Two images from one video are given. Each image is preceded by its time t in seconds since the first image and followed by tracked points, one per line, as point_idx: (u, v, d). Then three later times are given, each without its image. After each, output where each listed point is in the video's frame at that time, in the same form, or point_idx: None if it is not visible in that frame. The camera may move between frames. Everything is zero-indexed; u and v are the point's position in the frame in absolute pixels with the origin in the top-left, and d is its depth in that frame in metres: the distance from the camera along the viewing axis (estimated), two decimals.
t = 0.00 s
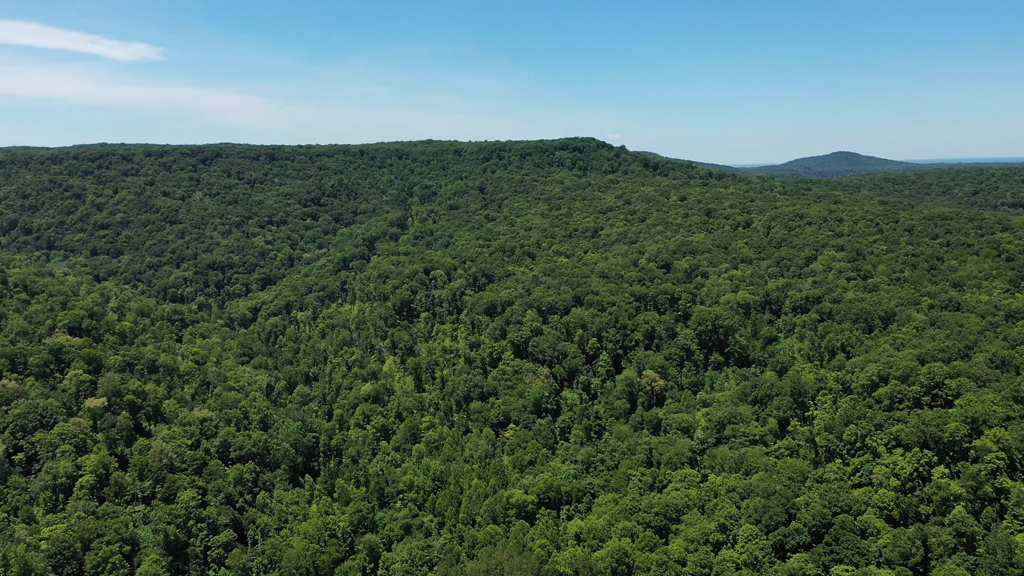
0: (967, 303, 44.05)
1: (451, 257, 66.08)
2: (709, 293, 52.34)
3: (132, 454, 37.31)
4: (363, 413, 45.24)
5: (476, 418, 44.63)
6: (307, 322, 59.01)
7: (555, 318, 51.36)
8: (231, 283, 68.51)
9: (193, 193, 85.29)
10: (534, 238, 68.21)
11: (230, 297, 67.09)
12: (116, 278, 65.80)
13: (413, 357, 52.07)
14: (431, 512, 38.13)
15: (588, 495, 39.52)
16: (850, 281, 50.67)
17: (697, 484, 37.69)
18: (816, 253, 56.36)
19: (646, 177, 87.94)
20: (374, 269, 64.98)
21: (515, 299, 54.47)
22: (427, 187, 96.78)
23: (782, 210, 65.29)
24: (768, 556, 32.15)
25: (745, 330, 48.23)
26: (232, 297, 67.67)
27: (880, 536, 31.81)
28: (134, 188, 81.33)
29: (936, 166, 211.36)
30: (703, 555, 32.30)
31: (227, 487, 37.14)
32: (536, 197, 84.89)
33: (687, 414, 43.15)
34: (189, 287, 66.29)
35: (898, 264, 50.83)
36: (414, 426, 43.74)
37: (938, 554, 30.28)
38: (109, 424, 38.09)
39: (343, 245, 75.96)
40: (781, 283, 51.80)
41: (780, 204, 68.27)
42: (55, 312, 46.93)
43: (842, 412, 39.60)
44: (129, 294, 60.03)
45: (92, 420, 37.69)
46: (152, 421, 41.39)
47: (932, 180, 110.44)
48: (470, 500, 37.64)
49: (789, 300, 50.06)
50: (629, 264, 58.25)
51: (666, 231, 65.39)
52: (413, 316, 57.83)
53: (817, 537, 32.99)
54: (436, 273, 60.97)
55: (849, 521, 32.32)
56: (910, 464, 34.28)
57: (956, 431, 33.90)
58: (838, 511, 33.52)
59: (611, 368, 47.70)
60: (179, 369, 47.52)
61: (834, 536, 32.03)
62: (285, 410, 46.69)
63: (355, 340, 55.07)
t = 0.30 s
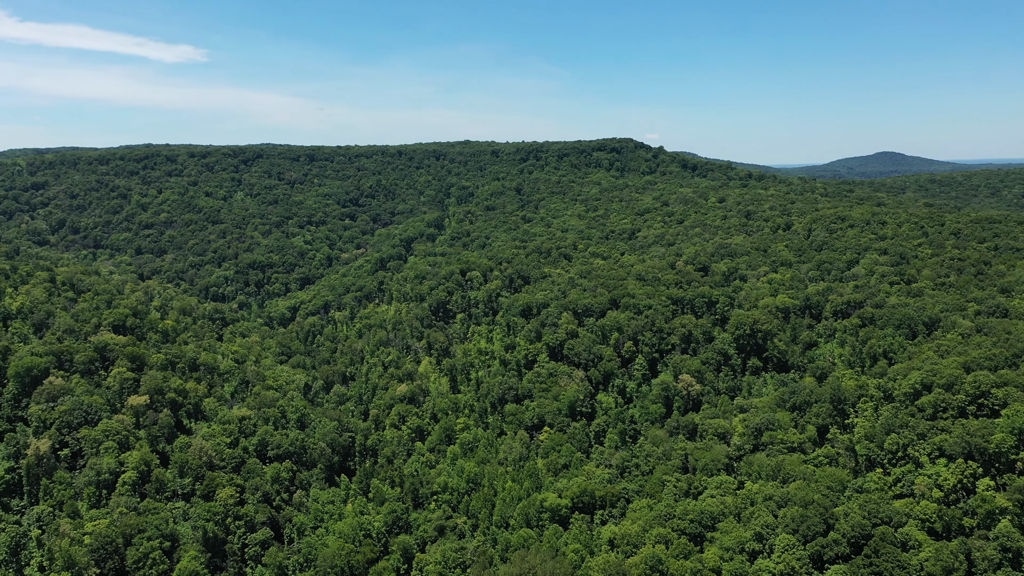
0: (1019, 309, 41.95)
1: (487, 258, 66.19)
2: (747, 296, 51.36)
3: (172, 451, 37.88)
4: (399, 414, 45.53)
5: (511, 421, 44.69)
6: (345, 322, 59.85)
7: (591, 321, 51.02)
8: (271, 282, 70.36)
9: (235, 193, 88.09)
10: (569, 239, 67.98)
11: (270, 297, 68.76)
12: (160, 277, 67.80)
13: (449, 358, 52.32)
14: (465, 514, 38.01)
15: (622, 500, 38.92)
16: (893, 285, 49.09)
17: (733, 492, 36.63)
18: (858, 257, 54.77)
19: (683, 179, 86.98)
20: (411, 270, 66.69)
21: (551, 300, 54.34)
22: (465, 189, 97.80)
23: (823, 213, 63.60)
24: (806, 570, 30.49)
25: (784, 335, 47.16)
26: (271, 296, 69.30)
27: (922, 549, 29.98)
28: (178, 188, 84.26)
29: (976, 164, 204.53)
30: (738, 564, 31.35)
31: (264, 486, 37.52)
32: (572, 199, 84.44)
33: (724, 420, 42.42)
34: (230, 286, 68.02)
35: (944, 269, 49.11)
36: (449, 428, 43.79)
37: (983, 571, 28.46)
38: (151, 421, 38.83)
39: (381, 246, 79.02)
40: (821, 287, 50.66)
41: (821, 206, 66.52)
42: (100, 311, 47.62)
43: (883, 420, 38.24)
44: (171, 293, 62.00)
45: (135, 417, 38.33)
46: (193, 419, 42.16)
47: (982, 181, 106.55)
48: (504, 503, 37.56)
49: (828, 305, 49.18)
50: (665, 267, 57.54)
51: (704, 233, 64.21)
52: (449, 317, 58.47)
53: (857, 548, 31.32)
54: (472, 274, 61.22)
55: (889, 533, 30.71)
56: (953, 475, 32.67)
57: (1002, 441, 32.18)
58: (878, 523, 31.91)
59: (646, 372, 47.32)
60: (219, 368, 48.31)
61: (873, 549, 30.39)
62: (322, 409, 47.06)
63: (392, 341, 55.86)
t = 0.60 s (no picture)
0: None
1: (523, 259, 66.20)
2: (786, 300, 50.30)
3: (211, 449, 38.53)
4: (434, 415, 45.74)
5: (545, 423, 44.61)
6: (381, 321, 61.46)
7: (627, 324, 50.88)
8: (309, 281, 72.54)
9: (275, 193, 91.95)
10: (605, 241, 67.70)
11: (309, 296, 71.00)
12: (201, 275, 71.48)
13: (484, 359, 52.71)
14: (498, 516, 37.88)
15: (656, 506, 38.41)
16: (938, 290, 47.49)
17: (769, 500, 35.72)
18: (901, 261, 53.13)
19: (722, 180, 85.75)
20: (447, 271, 67.20)
21: (587, 303, 54.23)
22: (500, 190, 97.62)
23: (865, 215, 61.91)
24: None
25: (824, 340, 46.07)
26: (310, 295, 71.51)
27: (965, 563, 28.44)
28: (220, 188, 89.20)
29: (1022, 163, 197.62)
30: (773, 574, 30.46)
31: (300, 484, 37.60)
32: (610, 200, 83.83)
33: (761, 426, 41.72)
34: (269, 285, 70.71)
35: (992, 274, 47.45)
36: (483, 429, 43.85)
37: None
38: (191, 418, 39.69)
39: (418, 245, 80.42)
40: (863, 291, 49.39)
41: (864, 209, 64.83)
42: (143, 309, 50.97)
43: (925, 430, 36.88)
44: (213, 291, 65.19)
45: (176, 415, 39.20)
46: (232, 417, 42.94)
47: None
48: (538, 506, 37.42)
49: (870, 310, 47.83)
50: (702, 269, 56.88)
51: (743, 235, 63.14)
52: (485, 317, 59.14)
53: (896, 561, 29.95)
54: (508, 275, 61.60)
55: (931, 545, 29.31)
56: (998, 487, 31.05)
57: None
58: (919, 535, 30.48)
59: (682, 376, 46.76)
60: (258, 366, 49.19)
61: (914, 562, 29.00)
62: (358, 409, 47.39)
63: (427, 341, 56.49)
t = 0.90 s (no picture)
0: None
1: (558, 260, 65.92)
2: (827, 304, 49.18)
3: (249, 446, 39.08)
4: (468, 416, 45.81)
5: (579, 426, 44.32)
6: (417, 321, 62.01)
7: (663, 327, 50.47)
8: (347, 281, 73.19)
9: (315, 193, 93.50)
10: (642, 242, 67.16)
11: (346, 295, 71.61)
12: (242, 274, 72.89)
13: (518, 361, 52.83)
14: (532, 519, 37.74)
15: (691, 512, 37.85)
16: (986, 296, 45.68)
17: (807, 509, 34.92)
18: (946, 264, 51.31)
19: (761, 181, 84.27)
20: (483, 272, 67.37)
21: (623, 305, 53.97)
22: (538, 190, 96.11)
23: (910, 217, 60.12)
24: None
25: (865, 345, 44.91)
26: (348, 295, 72.20)
27: None
28: (261, 188, 90.67)
29: None
30: None
31: (336, 484, 37.78)
32: (646, 201, 83.13)
33: (800, 433, 40.88)
34: (308, 285, 71.25)
35: None
36: (517, 431, 43.81)
37: None
38: (231, 416, 40.34)
39: (455, 245, 80.85)
40: (906, 295, 47.79)
41: (908, 211, 63.05)
42: (185, 308, 51.93)
43: (971, 440, 35.53)
44: (253, 290, 66.06)
45: (215, 413, 39.90)
46: (270, 416, 43.39)
47: None
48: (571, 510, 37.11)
49: (914, 315, 46.33)
50: (740, 272, 56.11)
51: (782, 238, 62.13)
52: (520, 319, 59.09)
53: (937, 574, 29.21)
54: (544, 276, 61.55)
55: (973, 560, 28.25)
56: None
57: None
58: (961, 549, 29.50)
59: (719, 380, 45.89)
60: (296, 365, 49.93)
61: None
62: (393, 409, 47.52)
63: (462, 342, 56.82)
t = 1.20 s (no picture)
0: None
1: (593, 262, 65.68)
2: (867, 308, 48.06)
3: (286, 445, 39.66)
4: (501, 417, 45.79)
5: (613, 430, 44.09)
6: (451, 322, 62.26)
7: (698, 330, 49.82)
8: (382, 281, 73.68)
9: (352, 193, 94.68)
10: (679, 244, 66.52)
11: (383, 295, 72.06)
12: (280, 274, 73.45)
13: (553, 362, 52.70)
14: (563, 523, 37.51)
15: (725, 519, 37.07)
16: None
17: (844, 518, 34.11)
18: (995, 268, 49.33)
19: (802, 182, 82.60)
20: (518, 272, 67.23)
21: (658, 308, 53.66)
22: (573, 190, 95.77)
23: (956, 220, 58.31)
24: None
25: (907, 351, 43.73)
26: (384, 294, 72.63)
27: None
28: (300, 188, 91.94)
29: None
30: None
31: (369, 484, 37.94)
32: (684, 202, 82.46)
33: (838, 440, 40.04)
34: (344, 285, 71.89)
35: None
36: (550, 434, 43.72)
37: None
38: (268, 415, 41.01)
39: (490, 246, 80.35)
40: (950, 300, 46.28)
41: (954, 214, 61.24)
42: (223, 307, 53.70)
43: (1017, 451, 34.26)
44: (290, 290, 66.62)
45: (252, 411, 40.71)
46: (306, 415, 44.08)
47: None
48: (603, 514, 36.79)
49: (959, 320, 44.80)
50: (778, 275, 55.28)
51: (822, 240, 61.06)
52: (555, 320, 58.78)
53: None
54: (578, 278, 61.27)
55: None
56: None
57: None
58: (1004, 564, 28.58)
59: (755, 386, 45.20)
60: (332, 365, 50.70)
61: None
62: (427, 410, 47.61)
63: (497, 343, 56.82)
